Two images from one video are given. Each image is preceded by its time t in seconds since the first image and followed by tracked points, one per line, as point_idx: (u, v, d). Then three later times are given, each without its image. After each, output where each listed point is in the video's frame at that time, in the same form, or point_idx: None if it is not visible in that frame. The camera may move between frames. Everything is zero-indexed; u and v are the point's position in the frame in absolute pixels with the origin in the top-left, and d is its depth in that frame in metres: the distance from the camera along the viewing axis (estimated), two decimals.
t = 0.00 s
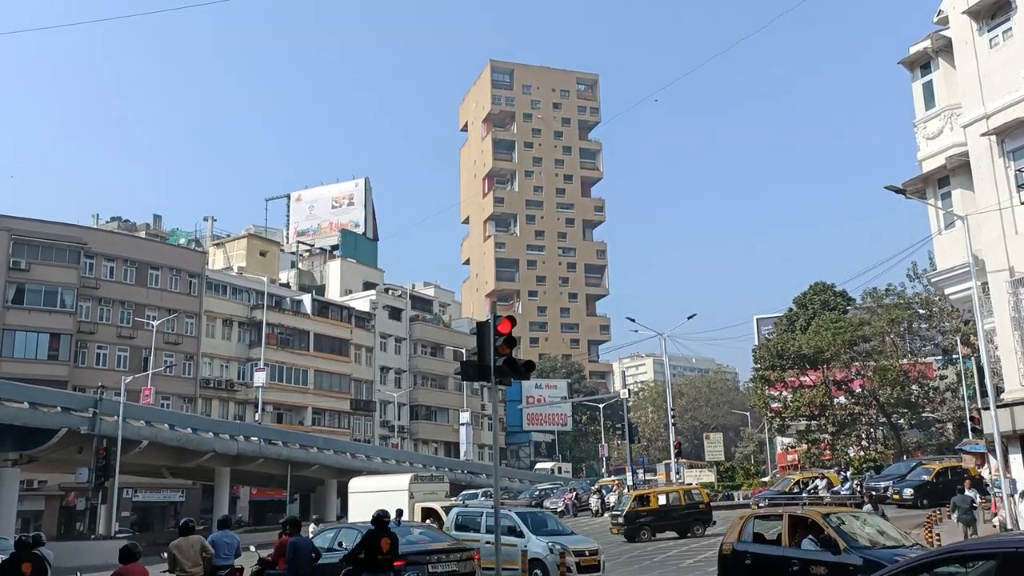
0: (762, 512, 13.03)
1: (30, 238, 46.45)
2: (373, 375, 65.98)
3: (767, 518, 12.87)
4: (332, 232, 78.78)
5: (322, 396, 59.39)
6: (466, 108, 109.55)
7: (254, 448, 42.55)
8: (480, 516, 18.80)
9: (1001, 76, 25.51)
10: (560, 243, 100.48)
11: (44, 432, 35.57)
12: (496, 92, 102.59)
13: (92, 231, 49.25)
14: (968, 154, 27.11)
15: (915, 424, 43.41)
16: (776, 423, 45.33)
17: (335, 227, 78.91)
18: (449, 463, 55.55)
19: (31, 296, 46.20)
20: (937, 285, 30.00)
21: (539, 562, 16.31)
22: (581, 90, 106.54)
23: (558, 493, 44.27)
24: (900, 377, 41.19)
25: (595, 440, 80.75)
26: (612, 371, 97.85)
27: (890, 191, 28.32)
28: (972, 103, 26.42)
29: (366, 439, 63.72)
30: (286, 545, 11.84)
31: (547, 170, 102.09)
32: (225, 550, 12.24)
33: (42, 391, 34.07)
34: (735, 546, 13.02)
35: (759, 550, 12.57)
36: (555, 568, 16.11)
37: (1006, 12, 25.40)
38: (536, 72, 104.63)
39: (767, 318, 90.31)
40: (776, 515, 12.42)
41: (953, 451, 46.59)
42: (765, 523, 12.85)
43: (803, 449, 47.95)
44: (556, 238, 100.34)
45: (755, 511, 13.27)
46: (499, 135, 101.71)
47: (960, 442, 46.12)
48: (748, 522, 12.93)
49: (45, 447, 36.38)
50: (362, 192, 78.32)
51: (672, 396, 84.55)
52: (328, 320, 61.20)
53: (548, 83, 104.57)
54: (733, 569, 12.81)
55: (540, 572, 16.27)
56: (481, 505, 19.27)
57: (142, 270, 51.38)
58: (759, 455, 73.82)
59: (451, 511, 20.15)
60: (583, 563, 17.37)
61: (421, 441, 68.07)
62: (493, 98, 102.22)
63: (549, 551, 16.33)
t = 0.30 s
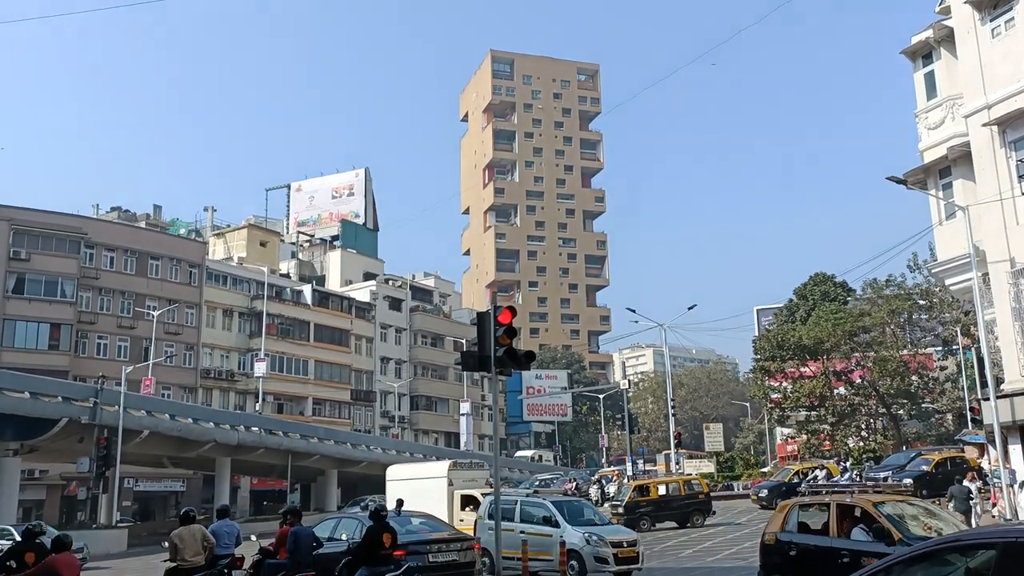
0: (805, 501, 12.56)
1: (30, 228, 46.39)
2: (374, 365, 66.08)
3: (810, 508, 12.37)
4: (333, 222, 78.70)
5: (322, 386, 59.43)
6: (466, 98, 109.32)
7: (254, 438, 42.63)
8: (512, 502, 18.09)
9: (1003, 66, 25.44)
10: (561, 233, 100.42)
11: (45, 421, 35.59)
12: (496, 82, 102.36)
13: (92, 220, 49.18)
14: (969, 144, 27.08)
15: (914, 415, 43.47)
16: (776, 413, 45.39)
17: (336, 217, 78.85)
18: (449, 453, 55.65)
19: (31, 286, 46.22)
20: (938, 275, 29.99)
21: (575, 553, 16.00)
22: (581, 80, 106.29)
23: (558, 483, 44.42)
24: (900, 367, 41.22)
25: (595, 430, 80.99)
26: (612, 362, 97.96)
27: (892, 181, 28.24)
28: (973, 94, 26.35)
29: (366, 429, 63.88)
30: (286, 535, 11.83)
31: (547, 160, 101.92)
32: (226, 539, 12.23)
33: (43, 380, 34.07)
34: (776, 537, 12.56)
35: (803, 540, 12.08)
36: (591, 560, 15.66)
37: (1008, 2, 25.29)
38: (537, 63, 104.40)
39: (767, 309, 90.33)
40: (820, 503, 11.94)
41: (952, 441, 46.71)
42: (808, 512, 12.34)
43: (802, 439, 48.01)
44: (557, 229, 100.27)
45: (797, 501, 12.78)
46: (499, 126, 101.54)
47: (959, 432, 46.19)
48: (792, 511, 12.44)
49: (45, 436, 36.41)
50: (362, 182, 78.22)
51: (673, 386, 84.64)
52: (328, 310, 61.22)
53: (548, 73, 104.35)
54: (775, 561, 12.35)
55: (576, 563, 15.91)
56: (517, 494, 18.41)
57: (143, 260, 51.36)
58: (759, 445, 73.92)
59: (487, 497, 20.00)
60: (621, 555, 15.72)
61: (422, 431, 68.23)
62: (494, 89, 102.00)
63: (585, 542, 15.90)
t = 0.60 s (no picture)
0: (855, 489, 11.94)
1: (30, 218, 46.34)
2: (374, 356, 66.16)
3: (863, 496, 11.76)
4: (333, 213, 78.64)
5: (322, 376, 59.46)
6: (466, 88, 109.02)
7: (255, 429, 42.70)
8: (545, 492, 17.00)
9: (1005, 56, 25.33)
10: (561, 224, 100.30)
11: (45, 411, 35.62)
12: (496, 72, 102.08)
13: (92, 210, 49.12)
14: (971, 134, 27.01)
15: (914, 405, 43.50)
16: (775, 404, 45.43)
17: (336, 207, 78.77)
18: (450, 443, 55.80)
19: (31, 276, 46.20)
20: (938, 265, 29.94)
21: (610, 544, 15.18)
22: (582, 70, 105.98)
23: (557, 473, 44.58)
24: (900, 358, 41.28)
25: (595, 421, 81.16)
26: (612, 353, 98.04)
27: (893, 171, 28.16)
28: (975, 83, 26.25)
29: (367, 419, 64.02)
30: (288, 525, 11.89)
31: (548, 150, 101.73)
32: (227, 529, 12.27)
33: (43, 370, 34.08)
34: (826, 526, 11.82)
35: (856, 531, 11.43)
36: (628, 552, 14.85)
37: None
38: (537, 53, 104.10)
39: (767, 300, 90.32)
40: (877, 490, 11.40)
41: (952, 432, 46.81)
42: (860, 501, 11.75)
43: (801, 429, 48.07)
44: (557, 219, 100.17)
45: (844, 490, 12.15)
46: (499, 116, 101.33)
47: (959, 423, 46.30)
48: (843, 499, 11.78)
49: (46, 427, 36.45)
50: (362, 173, 78.13)
51: (673, 377, 84.68)
52: (329, 301, 61.27)
53: (548, 63, 104.07)
54: (826, 553, 11.60)
55: (611, 554, 15.12)
56: (547, 480, 17.26)
57: (143, 251, 51.33)
58: (758, 436, 74.07)
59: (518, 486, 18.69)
60: (658, 546, 14.97)
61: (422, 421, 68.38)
62: (494, 79, 101.73)
63: (621, 533, 15.06)
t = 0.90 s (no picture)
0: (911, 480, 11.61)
1: (30, 209, 46.27)
2: (374, 347, 66.20)
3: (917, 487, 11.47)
4: (333, 204, 78.56)
5: (323, 367, 59.51)
6: (467, 79, 108.72)
7: (255, 420, 42.75)
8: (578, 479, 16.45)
9: (1007, 47, 25.26)
10: (562, 215, 100.21)
11: (46, 402, 35.62)
12: (497, 63, 101.81)
13: (91, 201, 49.03)
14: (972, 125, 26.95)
15: (914, 397, 43.55)
16: (775, 395, 45.40)
17: (336, 199, 78.67)
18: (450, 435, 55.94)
19: (31, 267, 46.17)
20: (939, 257, 29.90)
21: (647, 538, 14.68)
22: (582, 61, 105.71)
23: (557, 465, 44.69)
24: (900, 350, 41.33)
25: (595, 412, 81.33)
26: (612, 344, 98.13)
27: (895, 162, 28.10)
28: (976, 75, 26.19)
29: (368, 411, 64.16)
30: (289, 515, 11.90)
31: (548, 142, 101.59)
32: (227, 518, 12.27)
33: (43, 362, 34.04)
34: (876, 519, 11.60)
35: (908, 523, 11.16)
36: (665, 547, 14.37)
37: None
38: (538, 44, 103.82)
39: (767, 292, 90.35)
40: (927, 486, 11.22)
41: (951, 424, 46.92)
42: (913, 492, 11.48)
43: (801, 421, 48.07)
44: (558, 211, 100.08)
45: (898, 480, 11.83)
46: (500, 107, 101.10)
47: (959, 415, 46.41)
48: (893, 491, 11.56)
49: (47, 418, 36.47)
50: (362, 164, 77.98)
51: (673, 368, 84.76)
52: (329, 293, 61.32)
53: (549, 54, 103.79)
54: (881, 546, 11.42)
55: (648, 549, 14.65)
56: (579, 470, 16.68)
57: (143, 242, 51.29)
58: (758, 428, 74.21)
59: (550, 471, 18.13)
60: (696, 540, 14.43)
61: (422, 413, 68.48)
62: (495, 70, 101.46)
63: (658, 526, 14.55)
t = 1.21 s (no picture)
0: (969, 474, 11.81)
1: (30, 201, 46.19)
2: (374, 340, 66.20)
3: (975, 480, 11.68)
4: (333, 196, 78.51)
5: (323, 360, 59.56)
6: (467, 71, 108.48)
7: (255, 412, 42.78)
8: (613, 472, 16.42)
9: (1008, 39, 25.19)
10: (562, 208, 100.13)
11: (46, 394, 35.63)
12: (497, 55, 101.56)
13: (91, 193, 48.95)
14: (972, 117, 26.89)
15: (914, 389, 43.55)
16: (775, 388, 45.36)
17: (336, 191, 78.61)
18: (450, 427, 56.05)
19: (31, 259, 46.14)
20: (939, 249, 29.84)
21: (684, 532, 14.45)
22: (582, 54, 105.47)
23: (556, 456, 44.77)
24: (899, 343, 41.37)
25: (595, 405, 81.46)
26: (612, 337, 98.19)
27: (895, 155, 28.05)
28: (977, 67, 26.13)
29: (368, 403, 64.30)
30: (288, 507, 11.91)
31: (548, 134, 101.45)
32: (226, 509, 12.29)
33: (43, 354, 34.00)
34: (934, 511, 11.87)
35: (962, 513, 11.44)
36: (703, 541, 14.11)
37: None
38: (538, 36, 103.56)
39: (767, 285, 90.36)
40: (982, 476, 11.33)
41: (951, 417, 46.96)
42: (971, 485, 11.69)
43: (800, 414, 48.06)
44: (557, 203, 100.01)
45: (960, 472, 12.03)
46: (500, 99, 100.91)
47: (958, 407, 46.46)
48: (954, 480, 11.24)
49: (47, 409, 36.48)
50: (362, 156, 77.88)
51: (672, 361, 84.82)
52: (330, 285, 61.38)
53: (549, 46, 103.55)
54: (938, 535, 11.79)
55: (685, 543, 14.40)
56: (613, 462, 16.72)
57: (142, 234, 51.26)
58: (758, 420, 74.28)
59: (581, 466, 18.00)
60: (736, 535, 14.12)
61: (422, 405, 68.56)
62: (495, 62, 101.21)
63: (695, 520, 14.32)
